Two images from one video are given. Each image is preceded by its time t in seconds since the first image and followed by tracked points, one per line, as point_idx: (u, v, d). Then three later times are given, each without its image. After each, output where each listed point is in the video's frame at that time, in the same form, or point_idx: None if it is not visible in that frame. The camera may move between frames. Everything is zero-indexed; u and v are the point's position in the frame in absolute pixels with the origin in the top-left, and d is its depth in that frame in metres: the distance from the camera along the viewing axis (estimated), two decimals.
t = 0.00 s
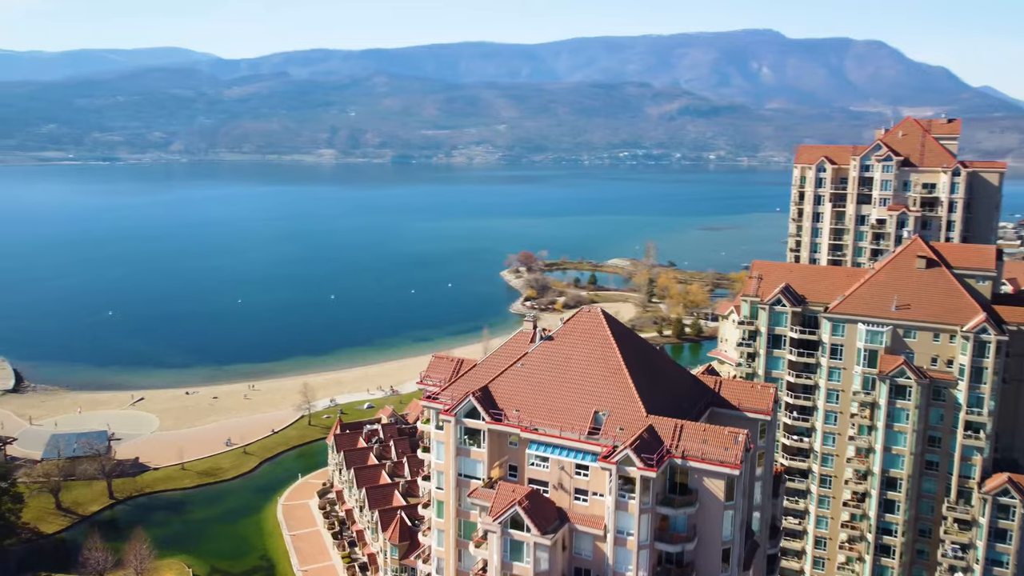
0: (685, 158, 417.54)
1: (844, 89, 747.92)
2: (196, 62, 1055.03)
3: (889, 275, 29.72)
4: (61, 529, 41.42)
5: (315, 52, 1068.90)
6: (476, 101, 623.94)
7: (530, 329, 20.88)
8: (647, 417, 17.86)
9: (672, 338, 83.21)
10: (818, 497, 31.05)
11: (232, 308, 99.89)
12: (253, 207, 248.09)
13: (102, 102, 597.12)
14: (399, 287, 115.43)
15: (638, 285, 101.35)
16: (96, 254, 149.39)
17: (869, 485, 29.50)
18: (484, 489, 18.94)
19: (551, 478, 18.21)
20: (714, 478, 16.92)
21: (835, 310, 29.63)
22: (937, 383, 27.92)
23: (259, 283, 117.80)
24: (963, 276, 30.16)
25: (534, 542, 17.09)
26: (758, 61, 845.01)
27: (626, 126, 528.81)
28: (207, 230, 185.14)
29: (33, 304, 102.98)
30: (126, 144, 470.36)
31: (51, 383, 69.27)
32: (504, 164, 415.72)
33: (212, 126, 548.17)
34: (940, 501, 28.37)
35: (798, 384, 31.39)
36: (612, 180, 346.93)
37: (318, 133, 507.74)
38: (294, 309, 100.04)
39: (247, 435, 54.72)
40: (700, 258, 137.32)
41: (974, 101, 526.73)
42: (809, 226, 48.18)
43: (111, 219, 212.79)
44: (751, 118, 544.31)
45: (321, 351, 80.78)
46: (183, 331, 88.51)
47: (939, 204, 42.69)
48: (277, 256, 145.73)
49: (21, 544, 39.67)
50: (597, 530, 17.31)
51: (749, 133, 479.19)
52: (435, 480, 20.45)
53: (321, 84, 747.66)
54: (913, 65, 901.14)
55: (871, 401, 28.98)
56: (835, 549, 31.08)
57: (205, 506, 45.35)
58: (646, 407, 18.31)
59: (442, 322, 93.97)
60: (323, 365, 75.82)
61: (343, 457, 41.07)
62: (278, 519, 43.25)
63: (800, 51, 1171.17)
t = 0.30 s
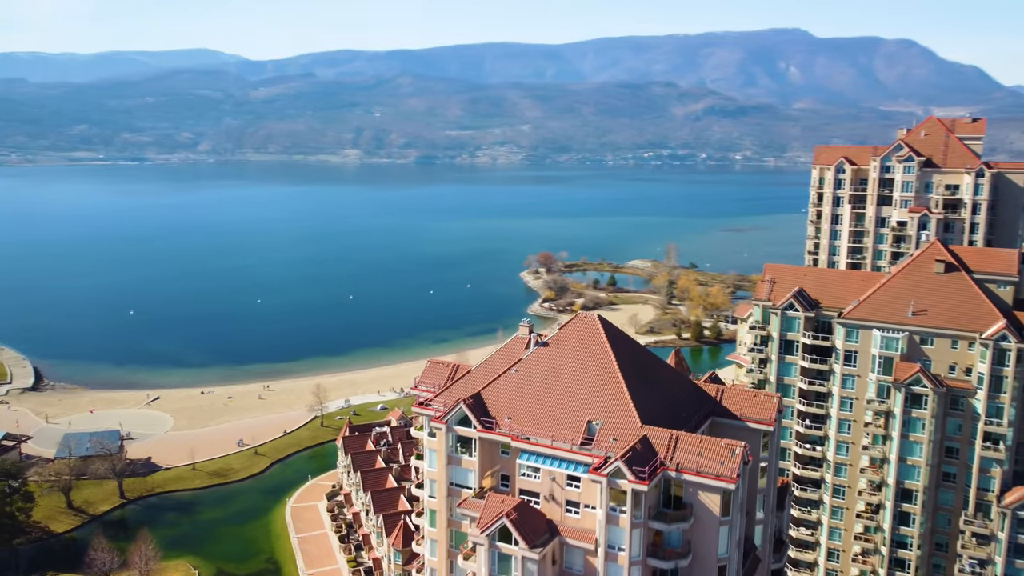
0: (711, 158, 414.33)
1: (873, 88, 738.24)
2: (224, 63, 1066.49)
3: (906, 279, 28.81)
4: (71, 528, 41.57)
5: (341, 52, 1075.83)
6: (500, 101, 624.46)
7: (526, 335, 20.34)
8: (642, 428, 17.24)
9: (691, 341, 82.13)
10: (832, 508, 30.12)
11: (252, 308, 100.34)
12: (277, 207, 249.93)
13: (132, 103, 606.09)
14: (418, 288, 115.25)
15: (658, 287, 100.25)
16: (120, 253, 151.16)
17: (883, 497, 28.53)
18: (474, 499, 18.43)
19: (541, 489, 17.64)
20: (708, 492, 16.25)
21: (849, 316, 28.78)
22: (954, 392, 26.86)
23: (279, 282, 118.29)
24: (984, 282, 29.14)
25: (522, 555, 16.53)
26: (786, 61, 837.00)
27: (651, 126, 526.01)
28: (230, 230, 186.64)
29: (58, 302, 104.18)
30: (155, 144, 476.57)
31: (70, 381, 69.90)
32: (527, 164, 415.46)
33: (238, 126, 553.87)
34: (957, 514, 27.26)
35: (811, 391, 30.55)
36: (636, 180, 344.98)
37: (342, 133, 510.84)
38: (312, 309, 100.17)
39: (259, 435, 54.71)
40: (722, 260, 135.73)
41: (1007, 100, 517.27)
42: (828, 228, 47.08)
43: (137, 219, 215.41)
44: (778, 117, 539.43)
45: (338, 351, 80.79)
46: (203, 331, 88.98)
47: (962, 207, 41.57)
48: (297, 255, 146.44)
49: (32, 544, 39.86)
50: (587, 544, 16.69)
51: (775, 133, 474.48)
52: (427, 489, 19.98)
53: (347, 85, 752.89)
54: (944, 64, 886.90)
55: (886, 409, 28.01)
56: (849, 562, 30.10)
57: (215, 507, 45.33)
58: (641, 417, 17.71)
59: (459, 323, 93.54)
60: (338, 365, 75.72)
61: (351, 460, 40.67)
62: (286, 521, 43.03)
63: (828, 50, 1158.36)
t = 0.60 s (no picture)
0: (736, 158, 410.69)
1: (903, 87, 728.04)
2: (251, 65, 1076.75)
3: (923, 284, 27.83)
4: (81, 528, 41.72)
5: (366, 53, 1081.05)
6: (524, 101, 624.07)
7: (519, 341, 19.81)
8: (635, 438, 16.62)
9: (710, 344, 81.03)
10: (844, 519, 29.26)
11: (271, 308, 100.70)
12: (300, 207, 251.61)
13: (160, 105, 613.80)
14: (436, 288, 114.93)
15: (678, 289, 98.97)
16: (145, 252, 152.86)
17: (897, 509, 27.59)
18: (463, 509, 17.92)
19: (531, 501, 17.05)
20: (702, 507, 15.60)
21: (862, 321, 27.85)
22: (972, 401, 25.81)
23: (299, 282, 118.80)
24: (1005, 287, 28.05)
25: (508, 571, 16.02)
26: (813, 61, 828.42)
27: (675, 126, 522.60)
28: (253, 230, 187.93)
29: (81, 301, 105.36)
30: (182, 145, 482.23)
31: (89, 380, 70.42)
32: (551, 164, 414.58)
33: (264, 127, 558.64)
34: (974, 528, 26.26)
35: (824, 399, 29.63)
36: (660, 180, 342.45)
37: (367, 134, 513.22)
38: (330, 309, 100.27)
39: (271, 436, 54.65)
40: (744, 262, 134.00)
41: None
42: (847, 230, 46.01)
43: (163, 219, 217.97)
44: (804, 117, 534.03)
45: (354, 352, 80.73)
46: (221, 330, 89.37)
47: (986, 208, 40.26)
48: (318, 255, 147.14)
49: (42, 543, 39.97)
50: (576, 559, 16.12)
51: (802, 133, 468.99)
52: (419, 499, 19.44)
53: (372, 86, 756.89)
54: (976, 64, 873.23)
55: (901, 418, 27.02)
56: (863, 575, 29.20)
57: (224, 508, 45.28)
58: (635, 427, 17.09)
59: (475, 324, 93.02)
60: (353, 366, 75.50)
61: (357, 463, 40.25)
62: (293, 524, 42.77)
63: (856, 49, 1144.50)
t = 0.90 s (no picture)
0: (763, 159, 406.89)
1: (935, 86, 716.85)
2: (279, 66, 1085.82)
3: (940, 289, 26.96)
4: (92, 527, 41.86)
5: (392, 54, 1085.12)
6: (549, 101, 623.05)
7: (514, 346, 19.29)
8: (627, 449, 16.06)
9: (730, 347, 79.87)
10: (858, 531, 28.42)
11: (291, 308, 101.04)
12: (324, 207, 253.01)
13: (189, 106, 621.31)
14: (456, 289, 114.80)
15: (698, 291, 97.60)
16: (170, 252, 154.60)
17: (911, 521, 26.66)
18: (451, 520, 17.41)
19: (520, 514, 16.48)
20: (695, 523, 14.98)
21: (877, 328, 26.95)
22: (991, 412, 24.81)
23: (319, 282, 119.08)
24: None
25: None
26: (842, 61, 819.60)
27: (701, 126, 518.94)
28: (277, 230, 189.26)
29: (106, 300, 106.56)
30: (210, 146, 487.73)
31: (107, 379, 70.99)
32: (576, 164, 413.58)
33: (291, 127, 563.50)
34: (994, 543, 25.22)
35: (837, 407, 28.75)
36: (685, 181, 339.98)
37: (392, 135, 515.72)
38: (349, 309, 100.48)
39: (284, 437, 54.58)
40: (768, 263, 132.43)
41: None
42: (867, 232, 44.95)
43: (189, 219, 220.34)
44: (833, 117, 527.19)
45: (372, 352, 80.65)
46: (240, 330, 89.77)
47: (1012, 210, 38.42)
48: (339, 255, 147.71)
49: (52, 542, 40.11)
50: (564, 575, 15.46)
51: (830, 133, 463.26)
52: (408, 508, 18.90)
53: (397, 87, 760.69)
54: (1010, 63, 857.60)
55: (917, 428, 26.02)
56: None
57: (234, 508, 45.24)
58: (628, 436, 16.51)
59: (493, 325, 92.64)
60: (369, 367, 75.36)
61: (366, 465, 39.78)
62: (302, 526, 42.53)
63: (886, 48, 1130.27)
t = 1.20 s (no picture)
0: (790, 159, 401.97)
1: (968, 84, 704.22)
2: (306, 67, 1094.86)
3: (960, 294, 25.97)
4: (102, 526, 41.98)
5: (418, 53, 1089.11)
6: (574, 101, 621.60)
7: (507, 352, 18.80)
8: (618, 460, 15.43)
9: (750, 350, 78.38)
10: (872, 544, 27.48)
11: (310, 308, 101.29)
12: (348, 207, 254.10)
13: (217, 107, 628.29)
14: (475, 289, 114.44)
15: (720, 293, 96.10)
16: (195, 251, 156.14)
17: (928, 535, 25.63)
18: (437, 530, 16.96)
19: (506, 526, 15.91)
20: (686, 539, 14.27)
21: (892, 334, 26.02)
22: (1011, 423, 23.77)
23: (339, 283, 119.41)
24: None
25: None
26: (872, 60, 808.48)
27: (727, 126, 514.28)
28: (300, 230, 190.33)
29: (129, 300, 107.77)
30: (237, 146, 492.66)
31: (126, 378, 71.49)
32: (600, 164, 411.69)
33: (317, 127, 567.36)
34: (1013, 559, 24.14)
35: (851, 415, 27.80)
36: (710, 181, 336.84)
37: (417, 135, 517.17)
38: (367, 309, 100.53)
39: (296, 437, 54.47)
40: (792, 265, 130.46)
41: None
42: (888, 234, 44.02)
43: (215, 219, 222.35)
44: (862, 117, 519.77)
45: (388, 353, 80.43)
46: (259, 329, 90.13)
47: None
48: (361, 256, 148.08)
49: (63, 540, 40.31)
50: None
51: (859, 133, 456.71)
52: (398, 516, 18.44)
53: (423, 87, 762.91)
54: None
55: (932, 438, 25.06)
56: None
57: (244, 509, 45.12)
58: (621, 449, 15.81)
59: (511, 326, 92.08)
60: (385, 368, 75.14)
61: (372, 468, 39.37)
62: (310, 528, 42.30)
63: (918, 46, 1113.37)
